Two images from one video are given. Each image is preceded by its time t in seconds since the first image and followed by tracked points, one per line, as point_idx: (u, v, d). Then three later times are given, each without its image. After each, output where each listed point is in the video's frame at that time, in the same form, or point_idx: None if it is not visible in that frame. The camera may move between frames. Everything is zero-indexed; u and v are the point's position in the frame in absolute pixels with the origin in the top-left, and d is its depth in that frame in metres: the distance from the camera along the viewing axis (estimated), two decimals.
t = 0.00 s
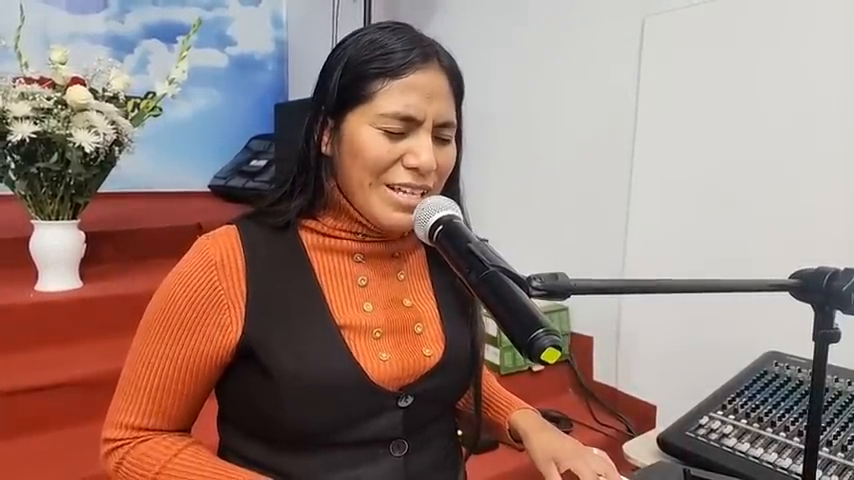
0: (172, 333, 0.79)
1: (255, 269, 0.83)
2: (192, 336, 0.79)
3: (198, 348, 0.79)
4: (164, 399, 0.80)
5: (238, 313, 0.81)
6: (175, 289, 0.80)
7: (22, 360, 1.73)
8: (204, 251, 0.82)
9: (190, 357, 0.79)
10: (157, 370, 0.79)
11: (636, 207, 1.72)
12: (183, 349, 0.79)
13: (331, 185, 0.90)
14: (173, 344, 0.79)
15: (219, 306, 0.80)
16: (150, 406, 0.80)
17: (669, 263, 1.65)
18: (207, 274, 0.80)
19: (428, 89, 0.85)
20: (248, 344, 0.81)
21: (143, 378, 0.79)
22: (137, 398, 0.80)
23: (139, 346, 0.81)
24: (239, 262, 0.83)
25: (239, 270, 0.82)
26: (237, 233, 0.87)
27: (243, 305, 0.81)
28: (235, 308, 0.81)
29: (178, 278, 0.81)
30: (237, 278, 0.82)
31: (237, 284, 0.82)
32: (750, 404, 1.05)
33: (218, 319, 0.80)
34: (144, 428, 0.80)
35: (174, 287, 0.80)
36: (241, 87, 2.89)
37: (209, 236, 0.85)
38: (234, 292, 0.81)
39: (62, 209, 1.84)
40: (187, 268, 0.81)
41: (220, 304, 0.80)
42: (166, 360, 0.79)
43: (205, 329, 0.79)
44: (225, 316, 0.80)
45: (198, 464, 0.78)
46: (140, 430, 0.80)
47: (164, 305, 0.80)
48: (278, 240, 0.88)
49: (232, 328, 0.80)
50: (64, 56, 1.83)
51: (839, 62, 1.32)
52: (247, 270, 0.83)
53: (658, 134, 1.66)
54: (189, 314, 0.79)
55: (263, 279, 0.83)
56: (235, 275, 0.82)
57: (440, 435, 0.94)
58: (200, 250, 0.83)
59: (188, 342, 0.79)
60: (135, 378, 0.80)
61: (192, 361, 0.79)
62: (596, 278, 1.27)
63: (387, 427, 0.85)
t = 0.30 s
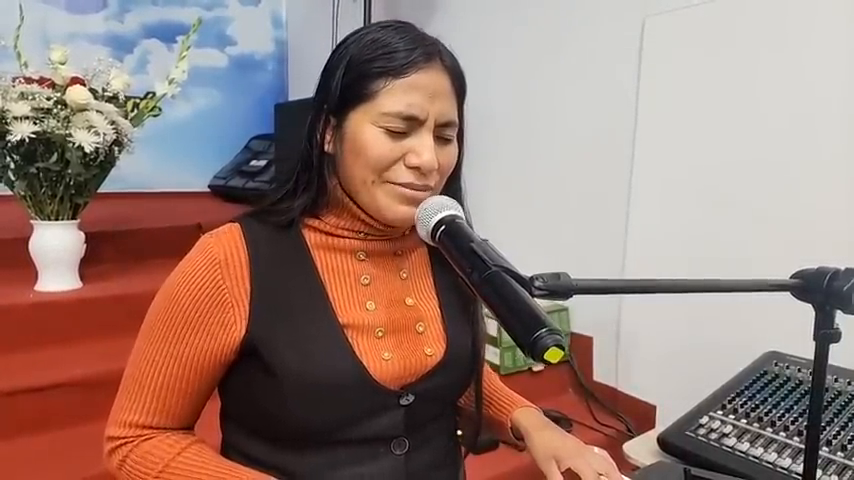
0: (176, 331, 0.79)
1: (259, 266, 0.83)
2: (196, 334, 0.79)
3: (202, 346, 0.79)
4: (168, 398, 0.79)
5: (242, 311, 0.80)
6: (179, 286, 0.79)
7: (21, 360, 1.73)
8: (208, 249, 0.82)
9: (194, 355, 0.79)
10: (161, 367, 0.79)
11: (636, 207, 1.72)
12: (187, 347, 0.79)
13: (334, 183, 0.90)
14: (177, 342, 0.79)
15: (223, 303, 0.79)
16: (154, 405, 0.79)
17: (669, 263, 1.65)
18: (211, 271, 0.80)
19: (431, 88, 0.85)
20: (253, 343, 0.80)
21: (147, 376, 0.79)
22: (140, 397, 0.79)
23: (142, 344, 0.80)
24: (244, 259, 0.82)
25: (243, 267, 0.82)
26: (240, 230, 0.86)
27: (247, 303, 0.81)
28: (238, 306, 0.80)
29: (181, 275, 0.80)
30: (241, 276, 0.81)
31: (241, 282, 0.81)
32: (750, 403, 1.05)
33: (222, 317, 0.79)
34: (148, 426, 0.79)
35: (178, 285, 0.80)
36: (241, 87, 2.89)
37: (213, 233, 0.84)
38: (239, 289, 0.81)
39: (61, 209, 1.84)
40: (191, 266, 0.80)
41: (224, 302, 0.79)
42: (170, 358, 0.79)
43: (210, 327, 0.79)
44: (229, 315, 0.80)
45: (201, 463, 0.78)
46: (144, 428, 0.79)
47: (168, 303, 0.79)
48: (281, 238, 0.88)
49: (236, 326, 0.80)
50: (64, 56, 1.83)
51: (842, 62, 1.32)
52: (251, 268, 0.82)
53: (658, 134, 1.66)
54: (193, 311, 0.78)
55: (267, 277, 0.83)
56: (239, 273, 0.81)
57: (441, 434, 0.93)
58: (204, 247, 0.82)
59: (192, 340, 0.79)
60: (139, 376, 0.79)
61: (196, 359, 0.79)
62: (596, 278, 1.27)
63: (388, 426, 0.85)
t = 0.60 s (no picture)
0: (178, 329, 0.78)
1: (261, 264, 0.83)
2: (198, 332, 0.78)
3: (204, 344, 0.79)
4: (170, 396, 0.79)
5: (244, 310, 0.80)
6: (181, 284, 0.79)
7: (21, 360, 1.73)
8: (210, 247, 0.81)
9: (196, 353, 0.79)
10: (162, 366, 0.78)
11: (636, 207, 1.72)
12: (189, 346, 0.78)
13: (335, 182, 0.90)
14: (179, 340, 0.78)
15: (226, 301, 0.79)
16: (156, 403, 0.79)
17: (669, 263, 1.65)
18: (213, 269, 0.79)
19: (428, 90, 0.85)
20: (255, 340, 0.80)
21: (149, 374, 0.78)
22: (142, 395, 0.79)
23: (143, 342, 0.80)
24: (246, 258, 0.82)
25: (245, 265, 0.82)
26: (242, 228, 0.86)
27: (249, 302, 0.81)
28: (240, 304, 0.80)
29: (183, 273, 0.80)
30: (243, 274, 0.81)
31: (243, 280, 0.81)
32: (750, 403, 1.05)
33: (224, 314, 0.79)
34: (149, 425, 0.79)
35: (180, 283, 0.79)
36: (241, 87, 2.90)
37: (215, 231, 0.84)
38: (240, 287, 0.81)
39: (61, 209, 1.83)
40: (193, 264, 0.80)
41: (226, 300, 0.79)
42: (171, 357, 0.78)
43: (212, 325, 0.79)
44: (231, 312, 0.79)
45: (203, 463, 0.78)
46: (145, 427, 0.79)
47: (170, 301, 0.79)
48: (283, 236, 0.87)
49: (238, 324, 0.80)
50: (63, 55, 1.82)
51: (842, 62, 1.32)
52: (253, 266, 0.82)
53: (658, 134, 1.67)
54: (195, 310, 0.78)
55: (268, 275, 0.83)
56: (241, 271, 0.81)
57: (442, 432, 0.93)
58: (206, 245, 0.82)
59: (193, 338, 0.78)
60: (141, 374, 0.79)
61: (197, 358, 0.79)
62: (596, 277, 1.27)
63: (389, 424, 0.85)
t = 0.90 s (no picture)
0: (182, 325, 0.78)
1: (265, 261, 0.83)
2: (202, 329, 0.78)
3: (208, 340, 0.79)
4: (174, 392, 0.79)
5: (248, 307, 0.80)
6: (186, 281, 0.79)
7: (22, 360, 1.73)
8: (214, 243, 0.82)
9: (200, 350, 0.79)
10: (167, 362, 0.78)
11: (638, 207, 1.72)
12: (193, 342, 0.78)
13: (339, 180, 0.90)
14: (183, 336, 0.78)
15: (230, 298, 0.79)
16: (160, 399, 0.79)
17: (670, 263, 1.66)
18: (218, 266, 0.80)
19: (428, 86, 0.85)
20: (260, 336, 0.81)
21: (153, 370, 0.79)
22: (146, 391, 0.79)
23: (148, 338, 0.80)
24: (250, 254, 0.83)
25: (249, 262, 0.82)
26: (247, 225, 0.86)
27: (253, 298, 0.81)
28: (245, 301, 0.80)
29: (188, 270, 0.80)
30: (248, 270, 0.82)
31: (248, 277, 0.81)
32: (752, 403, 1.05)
33: (229, 311, 0.79)
34: (154, 421, 0.79)
35: (185, 279, 0.79)
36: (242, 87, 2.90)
37: (220, 228, 0.85)
38: (245, 283, 0.81)
39: (63, 210, 1.84)
40: (198, 261, 0.80)
41: (230, 297, 0.79)
42: (176, 353, 0.78)
43: (217, 322, 0.79)
44: (235, 309, 0.80)
45: (207, 461, 0.78)
46: (149, 422, 0.79)
47: (175, 297, 0.79)
48: (287, 233, 0.88)
49: (242, 321, 0.80)
50: (65, 56, 1.82)
51: (842, 62, 1.32)
52: (258, 263, 0.82)
53: (658, 134, 1.67)
54: (199, 306, 0.78)
55: (273, 272, 0.83)
56: (245, 267, 0.81)
57: (446, 430, 0.93)
58: (211, 242, 0.82)
59: (198, 335, 0.78)
60: (146, 370, 0.79)
61: (202, 354, 0.79)
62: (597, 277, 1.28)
63: (393, 420, 0.85)
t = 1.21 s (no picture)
0: (187, 320, 0.78)
1: (272, 257, 0.83)
2: (207, 324, 0.79)
3: (213, 337, 0.79)
4: (177, 388, 0.79)
5: (253, 303, 0.81)
6: (191, 276, 0.79)
7: (24, 358, 1.73)
8: (221, 239, 0.82)
9: (205, 345, 0.79)
10: (171, 356, 0.78)
11: (640, 207, 1.72)
12: (198, 337, 0.79)
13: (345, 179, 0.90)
14: (187, 332, 0.78)
15: (236, 294, 0.80)
16: (163, 395, 0.79)
17: (671, 264, 1.66)
18: (224, 262, 0.80)
19: (430, 86, 0.86)
20: (266, 332, 0.81)
21: (157, 365, 0.79)
22: (149, 386, 0.79)
23: (152, 332, 0.80)
24: (256, 251, 0.83)
25: (255, 258, 0.82)
26: (253, 222, 0.87)
27: (258, 295, 0.81)
28: (250, 297, 0.81)
29: (194, 265, 0.80)
30: (253, 266, 0.82)
31: (253, 273, 0.82)
32: (754, 404, 1.05)
33: (234, 307, 0.80)
34: (156, 416, 0.79)
35: (191, 274, 0.80)
36: (244, 87, 2.99)
37: (226, 225, 0.85)
38: (250, 280, 0.81)
39: (66, 209, 1.84)
40: (204, 256, 0.81)
41: (236, 292, 0.80)
42: (180, 348, 0.78)
43: (222, 318, 0.79)
44: (240, 305, 0.80)
45: (209, 461, 0.78)
46: (152, 418, 0.79)
47: (180, 291, 0.79)
48: (293, 231, 0.88)
49: (247, 317, 0.80)
50: (70, 56, 1.83)
51: (842, 63, 1.33)
52: (264, 259, 0.83)
53: (658, 133, 1.68)
54: (205, 301, 0.78)
55: (279, 268, 0.83)
56: (251, 263, 0.82)
57: (449, 429, 0.94)
58: (217, 237, 0.83)
59: (202, 330, 0.79)
60: (149, 364, 0.79)
61: (206, 350, 0.79)
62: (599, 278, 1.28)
63: (399, 418, 0.85)
